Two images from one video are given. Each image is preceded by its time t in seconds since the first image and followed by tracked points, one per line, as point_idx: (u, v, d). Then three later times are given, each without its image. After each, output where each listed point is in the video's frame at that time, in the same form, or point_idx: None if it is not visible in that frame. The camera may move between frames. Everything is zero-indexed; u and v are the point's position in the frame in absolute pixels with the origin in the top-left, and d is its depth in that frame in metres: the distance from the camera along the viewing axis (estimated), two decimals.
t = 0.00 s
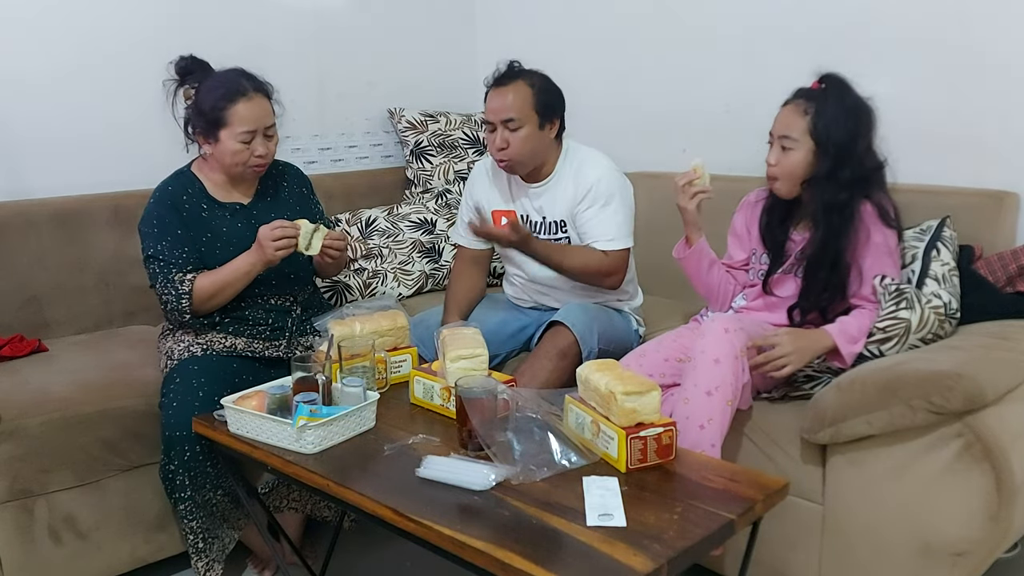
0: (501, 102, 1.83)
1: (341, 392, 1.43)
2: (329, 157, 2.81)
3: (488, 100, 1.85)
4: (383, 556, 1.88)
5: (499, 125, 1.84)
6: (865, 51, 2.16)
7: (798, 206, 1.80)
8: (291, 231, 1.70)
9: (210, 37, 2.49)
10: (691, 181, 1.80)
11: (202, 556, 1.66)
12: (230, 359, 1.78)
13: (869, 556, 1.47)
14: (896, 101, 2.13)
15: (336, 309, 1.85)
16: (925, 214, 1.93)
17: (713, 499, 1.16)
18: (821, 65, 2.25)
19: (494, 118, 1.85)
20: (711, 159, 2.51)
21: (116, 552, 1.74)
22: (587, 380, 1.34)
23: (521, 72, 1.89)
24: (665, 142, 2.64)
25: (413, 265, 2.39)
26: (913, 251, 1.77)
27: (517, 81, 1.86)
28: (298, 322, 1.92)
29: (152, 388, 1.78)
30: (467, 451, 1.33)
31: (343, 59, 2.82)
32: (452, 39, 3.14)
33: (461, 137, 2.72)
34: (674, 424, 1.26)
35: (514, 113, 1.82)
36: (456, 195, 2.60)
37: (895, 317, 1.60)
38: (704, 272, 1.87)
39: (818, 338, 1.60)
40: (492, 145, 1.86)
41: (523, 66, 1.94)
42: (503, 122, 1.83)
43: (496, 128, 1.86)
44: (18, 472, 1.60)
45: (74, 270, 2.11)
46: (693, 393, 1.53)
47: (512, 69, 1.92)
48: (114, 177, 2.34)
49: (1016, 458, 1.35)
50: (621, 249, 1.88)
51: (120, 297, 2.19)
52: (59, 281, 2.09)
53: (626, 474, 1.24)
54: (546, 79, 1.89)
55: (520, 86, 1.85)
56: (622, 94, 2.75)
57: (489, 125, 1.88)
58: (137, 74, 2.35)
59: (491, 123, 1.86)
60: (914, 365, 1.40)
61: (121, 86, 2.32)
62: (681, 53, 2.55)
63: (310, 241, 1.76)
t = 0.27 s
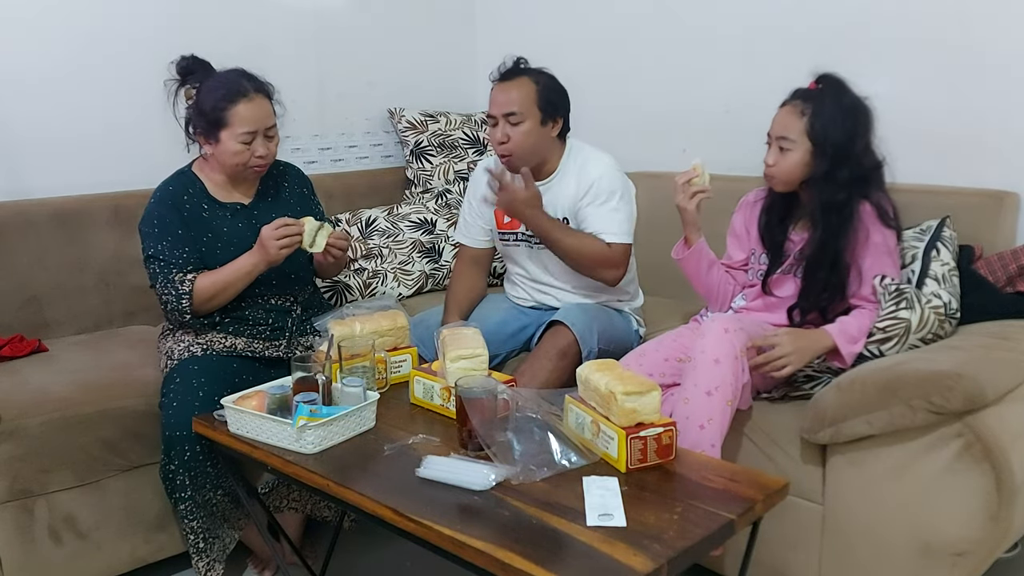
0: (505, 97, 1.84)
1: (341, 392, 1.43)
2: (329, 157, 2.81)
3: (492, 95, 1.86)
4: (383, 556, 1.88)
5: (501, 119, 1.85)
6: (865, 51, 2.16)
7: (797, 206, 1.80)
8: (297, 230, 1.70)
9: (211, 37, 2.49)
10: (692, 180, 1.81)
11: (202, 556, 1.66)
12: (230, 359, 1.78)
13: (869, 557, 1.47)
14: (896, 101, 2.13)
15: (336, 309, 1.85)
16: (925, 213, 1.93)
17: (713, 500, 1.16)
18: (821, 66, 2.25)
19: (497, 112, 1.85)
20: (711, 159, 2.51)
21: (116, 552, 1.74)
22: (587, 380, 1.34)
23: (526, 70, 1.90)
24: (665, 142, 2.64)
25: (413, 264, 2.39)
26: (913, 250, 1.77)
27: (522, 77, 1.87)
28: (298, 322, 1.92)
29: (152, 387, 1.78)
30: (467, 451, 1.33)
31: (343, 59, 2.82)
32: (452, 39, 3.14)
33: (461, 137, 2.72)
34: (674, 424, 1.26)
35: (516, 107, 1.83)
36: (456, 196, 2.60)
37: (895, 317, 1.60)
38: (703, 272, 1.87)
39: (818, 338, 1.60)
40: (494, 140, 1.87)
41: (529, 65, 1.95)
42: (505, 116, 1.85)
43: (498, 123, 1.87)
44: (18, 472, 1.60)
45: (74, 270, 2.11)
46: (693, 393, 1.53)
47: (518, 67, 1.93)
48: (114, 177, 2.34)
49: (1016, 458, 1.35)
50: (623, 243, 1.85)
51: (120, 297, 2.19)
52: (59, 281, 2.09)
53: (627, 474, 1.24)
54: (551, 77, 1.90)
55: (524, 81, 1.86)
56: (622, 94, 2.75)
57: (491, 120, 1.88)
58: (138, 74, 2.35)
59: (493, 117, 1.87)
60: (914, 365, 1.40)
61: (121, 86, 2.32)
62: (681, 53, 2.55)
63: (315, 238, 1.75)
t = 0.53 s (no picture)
0: (503, 96, 1.87)
1: (341, 392, 1.43)
2: (329, 157, 2.81)
3: (493, 91, 1.90)
4: (383, 556, 1.88)
5: (498, 116, 1.88)
6: (865, 51, 2.16)
7: (797, 206, 1.80)
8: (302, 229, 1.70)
9: (211, 37, 2.49)
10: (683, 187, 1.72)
11: (202, 556, 1.66)
12: (230, 359, 1.78)
13: (869, 557, 1.47)
14: (896, 101, 2.13)
15: (336, 309, 1.85)
16: (925, 214, 1.93)
17: (713, 500, 1.16)
18: (821, 66, 2.25)
19: (495, 109, 1.88)
20: (711, 159, 2.51)
21: (116, 552, 1.74)
22: (587, 380, 1.34)
23: (526, 69, 1.92)
24: (665, 142, 2.64)
25: (413, 264, 2.39)
26: (913, 251, 1.77)
27: (521, 75, 1.90)
28: (298, 322, 1.92)
29: (152, 387, 1.78)
30: (467, 451, 1.33)
31: (343, 59, 2.82)
32: (452, 39, 3.14)
33: (461, 137, 2.72)
34: (674, 424, 1.26)
35: (513, 105, 1.86)
36: (456, 196, 2.60)
37: (895, 317, 1.60)
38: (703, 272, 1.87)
39: (818, 338, 1.60)
40: (491, 136, 1.90)
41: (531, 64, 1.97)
42: (502, 112, 1.87)
43: (495, 120, 1.89)
44: (18, 472, 1.60)
45: (74, 269, 2.11)
46: (693, 393, 1.53)
47: (520, 65, 1.95)
48: (114, 177, 2.34)
49: (1016, 459, 1.35)
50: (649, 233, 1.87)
51: (120, 297, 2.19)
52: (59, 281, 2.09)
53: (626, 475, 1.24)
54: (551, 76, 1.92)
55: (523, 80, 1.88)
56: (622, 94, 2.75)
57: (490, 117, 1.91)
58: (138, 74, 2.35)
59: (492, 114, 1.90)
60: (914, 365, 1.40)
61: (121, 86, 2.32)
62: (681, 53, 2.55)
63: (319, 236, 1.73)
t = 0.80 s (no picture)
0: (503, 93, 1.88)
1: (341, 392, 1.43)
2: (329, 157, 2.81)
3: (495, 86, 1.91)
4: (384, 556, 1.88)
5: (496, 111, 1.89)
6: (865, 51, 2.16)
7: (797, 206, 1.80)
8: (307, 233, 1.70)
9: (211, 37, 2.49)
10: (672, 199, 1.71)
11: (203, 556, 1.66)
12: (230, 359, 1.78)
13: (869, 557, 1.47)
14: (896, 101, 2.13)
15: (336, 309, 1.85)
16: (925, 214, 1.93)
17: (713, 500, 1.16)
18: (821, 66, 2.25)
19: (495, 105, 1.90)
20: (711, 160, 2.51)
21: (116, 552, 1.74)
22: (587, 380, 1.34)
23: (530, 67, 1.93)
24: (664, 142, 2.64)
25: (413, 264, 2.39)
26: (913, 251, 1.77)
27: (524, 73, 1.91)
28: (298, 322, 1.92)
29: (152, 388, 1.78)
30: (467, 452, 1.33)
31: (343, 59, 2.82)
32: (451, 39, 3.14)
33: (461, 138, 2.72)
34: (674, 424, 1.26)
35: (511, 101, 1.87)
36: (456, 196, 2.60)
37: (895, 317, 1.60)
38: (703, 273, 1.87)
39: (818, 338, 1.60)
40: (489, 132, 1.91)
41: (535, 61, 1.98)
42: (500, 108, 1.88)
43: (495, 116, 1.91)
44: (18, 472, 1.60)
45: (74, 270, 2.11)
46: (693, 393, 1.53)
47: (524, 62, 1.96)
48: (114, 178, 2.34)
49: (1016, 459, 1.35)
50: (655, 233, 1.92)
51: (120, 297, 2.19)
52: (59, 281, 2.09)
53: (626, 474, 1.24)
54: (554, 75, 1.93)
55: (525, 77, 1.90)
56: (622, 94, 2.75)
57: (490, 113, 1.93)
58: (138, 74, 2.35)
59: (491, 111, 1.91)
60: (914, 365, 1.40)
61: (121, 86, 2.32)
62: (681, 53, 2.55)
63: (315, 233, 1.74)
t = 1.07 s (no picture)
0: (493, 100, 1.87)
1: (341, 392, 1.43)
2: (329, 157, 2.81)
3: (485, 94, 1.90)
4: (384, 556, 1.88)
5: (486, 120, 1.89)
6: (865, 52, 2.16)
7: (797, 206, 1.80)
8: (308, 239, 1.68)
9: (211, 37, 2.49)
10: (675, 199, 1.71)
11: (203, 556, 1.66)
12: (230, 359, 1.78)
13: (869, 557, 1.47)
14: (896, 101, 2.13)
15: (336, 309, 1.85)
16: (925, 214, 1.93)
17: (713, 499, 1.16)
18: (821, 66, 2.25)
19: (484, 113, 1.89)
20: (711, 160, 2.51)
21: (116, 552, 1.74)
22: (587, 380, 1.34)
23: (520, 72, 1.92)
24: (664, 142, 2.64)
25: (413, 264, 2.39)
26: (913, 251, 1.77)
27: (513, 79, 1.89)
28: (297, 322, 1.92)
29: (153, 387, 1.79)
30: (467, 451, 1.33)
31: (342, 59, 2.82)
32: (451, 39, 3.14)
33: (461, 138, 2.72)
34: (674, 424, 1.26)
35: (499, 109, 1.86)
36: (456, 196, 2.60)
37: (895, 317, 1.60)
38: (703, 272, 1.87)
39: (818, 338, 1.60)
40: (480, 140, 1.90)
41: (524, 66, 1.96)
42: (490, 117, 1.88)
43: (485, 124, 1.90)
44: (18, 472, 1.60)
45: (74, 270, 2.11)
46: (693, 393, 1.53)
47: (513, 68, 1.95)
48: (114, 178, 2.34)
49: (1016, 459, 1.35)
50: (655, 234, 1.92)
51: (120, 297, 2.19)
52: (59, 281, 2.09)
53: (626, 474, 1.24)
54: (546, 81, 1.92)
55: (513, 84, 1.88)
56: (622, 94, 2.75)
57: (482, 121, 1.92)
58: (138, 74, 2.35)
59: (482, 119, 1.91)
60: (914, 365, 1.40)
61: (121, 86, 2.32)
62: (681, 52, 2.55)
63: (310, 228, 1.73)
